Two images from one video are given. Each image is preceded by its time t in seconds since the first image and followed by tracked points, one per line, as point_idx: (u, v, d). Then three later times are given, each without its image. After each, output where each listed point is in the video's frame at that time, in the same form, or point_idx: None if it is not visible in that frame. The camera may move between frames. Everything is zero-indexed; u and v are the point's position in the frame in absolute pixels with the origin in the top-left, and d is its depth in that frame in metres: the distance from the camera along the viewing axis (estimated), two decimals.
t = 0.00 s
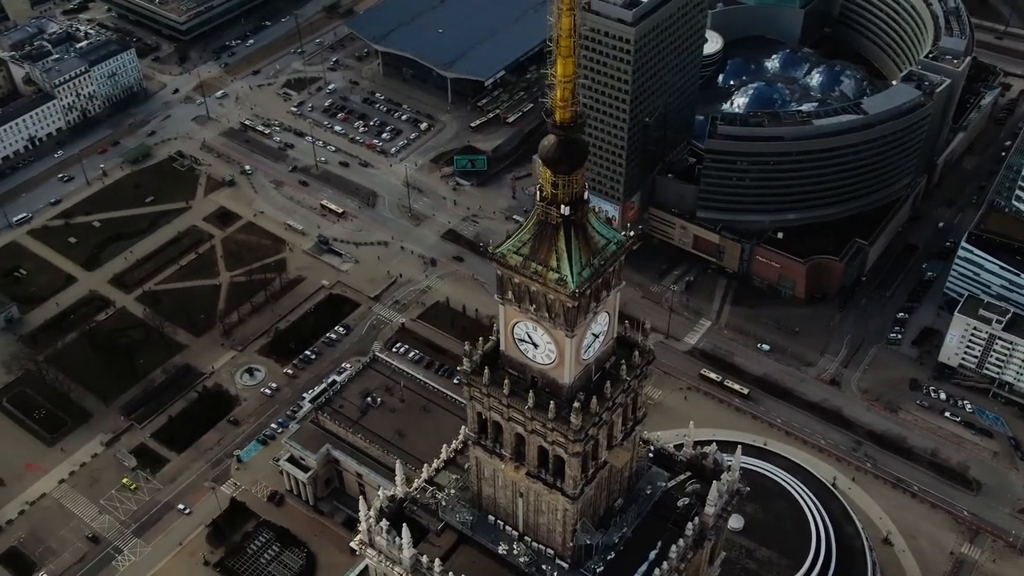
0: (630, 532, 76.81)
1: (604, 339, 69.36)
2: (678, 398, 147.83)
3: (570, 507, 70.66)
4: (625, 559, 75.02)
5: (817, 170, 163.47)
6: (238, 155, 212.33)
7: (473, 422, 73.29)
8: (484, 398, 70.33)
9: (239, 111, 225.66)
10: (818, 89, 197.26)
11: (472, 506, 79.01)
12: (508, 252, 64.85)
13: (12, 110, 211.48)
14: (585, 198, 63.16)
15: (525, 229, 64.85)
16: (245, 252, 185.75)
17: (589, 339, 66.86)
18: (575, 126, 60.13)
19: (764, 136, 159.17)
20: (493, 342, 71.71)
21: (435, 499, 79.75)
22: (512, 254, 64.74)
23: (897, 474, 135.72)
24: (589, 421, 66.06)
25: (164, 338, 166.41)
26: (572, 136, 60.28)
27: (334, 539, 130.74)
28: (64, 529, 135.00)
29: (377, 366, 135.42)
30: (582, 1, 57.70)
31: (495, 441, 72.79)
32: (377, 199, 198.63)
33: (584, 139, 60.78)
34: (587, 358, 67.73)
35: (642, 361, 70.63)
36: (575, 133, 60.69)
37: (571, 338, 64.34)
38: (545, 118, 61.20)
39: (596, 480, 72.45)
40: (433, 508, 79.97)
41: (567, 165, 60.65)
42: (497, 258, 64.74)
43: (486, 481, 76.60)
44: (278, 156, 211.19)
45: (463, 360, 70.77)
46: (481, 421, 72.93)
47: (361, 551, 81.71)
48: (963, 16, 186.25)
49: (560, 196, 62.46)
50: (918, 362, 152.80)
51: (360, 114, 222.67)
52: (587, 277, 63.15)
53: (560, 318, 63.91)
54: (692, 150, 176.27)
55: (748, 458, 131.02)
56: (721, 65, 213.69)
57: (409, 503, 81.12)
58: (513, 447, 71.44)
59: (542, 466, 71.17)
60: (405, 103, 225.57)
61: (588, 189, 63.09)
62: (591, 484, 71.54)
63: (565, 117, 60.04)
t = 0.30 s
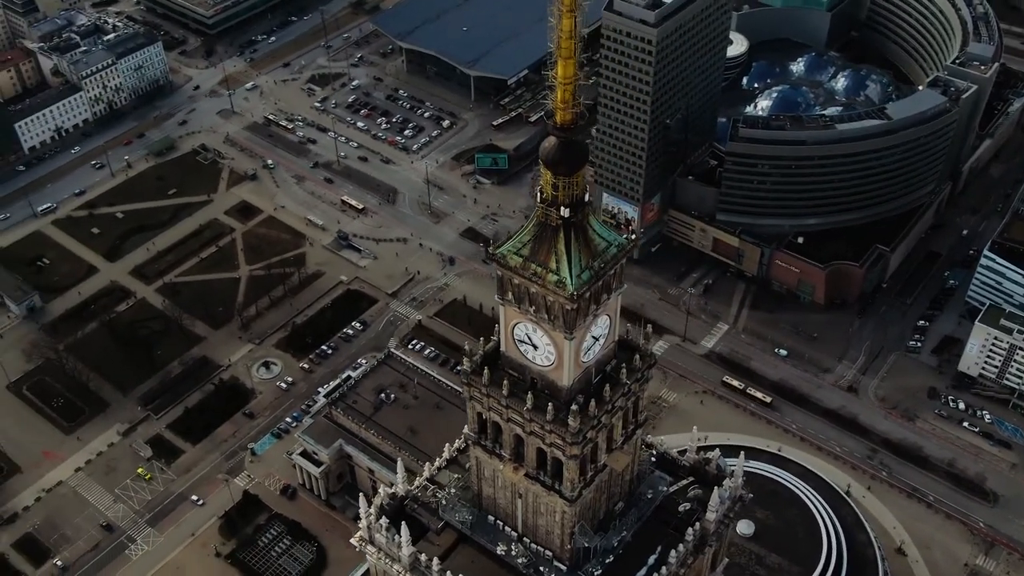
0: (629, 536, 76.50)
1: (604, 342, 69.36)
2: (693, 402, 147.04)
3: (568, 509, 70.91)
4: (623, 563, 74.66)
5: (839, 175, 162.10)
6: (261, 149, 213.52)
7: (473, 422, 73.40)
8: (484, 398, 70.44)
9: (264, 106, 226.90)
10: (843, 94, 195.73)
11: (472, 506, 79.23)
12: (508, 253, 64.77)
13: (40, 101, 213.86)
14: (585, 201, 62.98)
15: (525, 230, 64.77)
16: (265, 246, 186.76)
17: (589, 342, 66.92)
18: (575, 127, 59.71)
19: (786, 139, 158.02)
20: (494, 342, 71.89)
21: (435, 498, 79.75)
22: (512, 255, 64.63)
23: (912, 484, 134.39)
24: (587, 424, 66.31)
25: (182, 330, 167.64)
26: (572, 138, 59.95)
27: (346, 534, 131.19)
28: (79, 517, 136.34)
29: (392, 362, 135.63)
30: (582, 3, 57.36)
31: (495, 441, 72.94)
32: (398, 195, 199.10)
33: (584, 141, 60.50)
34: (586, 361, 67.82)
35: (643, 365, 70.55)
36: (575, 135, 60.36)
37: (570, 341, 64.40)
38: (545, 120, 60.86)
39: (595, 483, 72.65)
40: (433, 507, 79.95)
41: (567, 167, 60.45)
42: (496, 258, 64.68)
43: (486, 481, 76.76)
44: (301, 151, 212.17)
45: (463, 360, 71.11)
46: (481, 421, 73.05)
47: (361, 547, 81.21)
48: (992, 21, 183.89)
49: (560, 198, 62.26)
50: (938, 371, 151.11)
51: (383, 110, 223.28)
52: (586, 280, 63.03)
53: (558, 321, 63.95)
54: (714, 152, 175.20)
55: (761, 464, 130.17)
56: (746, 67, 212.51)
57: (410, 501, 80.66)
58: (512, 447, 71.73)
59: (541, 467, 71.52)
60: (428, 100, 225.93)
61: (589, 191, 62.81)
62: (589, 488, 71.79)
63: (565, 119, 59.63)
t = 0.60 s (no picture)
0: (628, 539, 77.60)
1: (604, 344, 70.37)
2: (707, 405, 146.33)
3: (566, 511, 71.73)
4: (621, 565, 75.74)
5: (859, 179, 160.67)
6: (282, 144, 214.48)
7: (473, 422, 74.32)
8: (483, 398, 71.47)
9: (285, 101, 227.87)
10: (865, 98, 194.08)
11: (472, 505, 80.20)
12: (508, 253, 66.09)
13: (65, 93, 215.88)
14: (585, 202, 64.15)
15: (525, 230, 66.04)
16: (284, 240, 187.65)
17: (589, 344, 68.09)
18: (575, 129, 61.16)
19: (806, 143, 156.80)
20: (495, 342, 72.97)
21: (435, 496, 81.33)
22: (512, 255, 65.98)
23: (926, 492, 133.25)
24: (584, 426, 67.40)
25: (199, 323, 168.77)
26: (572, 139, 61.32)
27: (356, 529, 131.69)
28: (93, 506, 137.57)
29: (405, 359, 135.67)
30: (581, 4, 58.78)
31: (494, 440, 73.91)
32: (416, 192, 199.47)
33: (583, 142, 61.90)
34: (586, 362, 68.95)
35: (643, 367, 71.50)
36: (575, 136, 61.80)
37: (569, 342, 65.57)
38: (545, 121, 62.36)
39: (593, 485, 73.32)
40: (434, 505, 81.07)
41: (566, 169, 61.80)
42: (497, 258, 66.07)
43: (486, 481, 77.57)
44: (321, 147, 212.96)
45: (463, 360, 72.32)
46: (481, 421, 74.05)
47: (361, 543, 82.51)
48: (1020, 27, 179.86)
49: (560, 199, 63.58)
50: (955, 379, 149.58)
51: (403, 107, 223.67)
52: (585, 281, 64.25)
53: (558, 321, 65.11)
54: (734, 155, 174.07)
55: (774, 469, 129.41)
56: (769, 70, 211.28)
57: (410, 499, 82.14)
58: (511, 447, 72.74)
59: (540, 468, 72.29)
60: (449, 98, 226.12)
61: (589, 193, 64.05)
62: (587, 490, 72.61)
63: (565, 120, 61.12)
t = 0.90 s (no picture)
0: (627, 541, 77.37)
1: (605, 345, 70.31)
2: (722, 409, 145.56)
3: (563, 511, 71.75)
4: (619, 567, 75.64)
5: (882, 185, 159.22)
6: (305, 139, 215.58)
7: (473, 420, 74.51)
8: (483, 397, 71.58)
9: (309, 96, 228.96)
10: (891, 103, 192.17)
11: (472, 503, 80.58)
12: (508, 253, 66.27)
13: (92, 85, 218.12)
14: (585, 203, 64.25)
15: (525, 230, 66.11)
16: (304, 235, 188.60)
17: (588, 345, 68.10)
18: (576, 129, 61.40)
19: (829, 147, 155.55)
20: (496, 342, 73.03)
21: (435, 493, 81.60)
22: (512, 255, 66.10)
23: (942, 502, 131.98)
24: (582, 427, 67.33)
25: (218, 315, 170.04)
26: (572, 140, 61.51)
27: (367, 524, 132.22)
28: (108, 494, 138.92)
29: (419, 356, 135.84)
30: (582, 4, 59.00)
31: (493, 439, 74.03)
32: (436, 190, 199.85)
33: (583, 143, 62.07)
34: (585, 364, 68.94)
35: (643, 370, 71.31)
36: (575, 136, 61.97)
37: (567, 343, 65.54)
38: (546, 121, 62.66)
39: (591, 486, 73.29)
40: (434, 502, 81.40)
41: (566, 169, 61.97)
42: (497, 258, 66.21)
43: (486, 480, 78.08)
44: (343, 143, 213.78)
45: (464, 358, 72.38)
46: (481, 420, 74.20)
47: (360, 539, 82.84)
48: None
49: (560, 199, 63.70)
50: (974, 388, 147.87)
51: (426, 105, 224.14)
52: (584, 282, 64.15)
53: (556, 322, 65.10)
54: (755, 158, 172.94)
55: (787, 474, 128.58)
56: (794, 73, 209.90)
57: (411, 495, 82.52)
58: (510, 447, 72.81)
59: (538, 468, 72.24)
60: (471, 96, 226.31)
61: (589, 193, 64.13)
62: (585, 491, 72.57)
63: (565, 120, 61.46)
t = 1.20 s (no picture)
0: (626, 543, 77.43)
1: (604, 345, 70.15)
2: (736, 413, 144.79)
3: (560, 511, 71.71)
4: (617, 568, 75.79)
5: (902, 190, 157.83)
6: (325, 135, 216.47)
7: (474, 418, 74.64)
8: (482, 395, 71.83)
9: (331, 92, 229.82)
10: (914, 107, 190.31)
11: (472, 501, 80.88)
12: (508, 252, 66.29)
13: (116, 77, 220.02)
14: (585, 203, 64.11)
15: (525, 229, 66.06)
16: (321, 230, 189.39)
17: (587, 345, 67.93)
18: (575, 129, 61.25)
19: (848, 151, 154.30)
20: (496, 340, 73.04)
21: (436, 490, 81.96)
22: (512, 254, 66.11)
23: (955, 511, 130.83)
24: (579, 427, 67.28)
25: (235, 308, 171.11)
26: (571, 140, 61.37)
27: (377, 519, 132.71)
28: (122, 483, 140.15)
29: (433, 353, 135.94)
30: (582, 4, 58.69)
31: (493, 438, 74.19)
32: (455, 187, 200.14)
33: (583, 142, 61.85)
34: (583, 364, 68.78)
35: (642, 371, 71.19)
36: (575, 136, 61.78)
37: (565, 343, 65.45)
38: (546, 121, 62.47)
39: (590, 487, 73.20)
40: (434, 499, 81.78)
41: (565, 169, 61.89)
42: (497, 257, 66.23)
43: (485, 478, 78.22)
44: (363, 139, 214.45)
45: (464, 355, 72.52)
46: (481, 418, 74.31)
47: (361, 534, 83.57)
48: None
49: (559, 199, 63.58)
50: (991, 397, 146.41)
51: (447, 102, 224.46)
52: (583, 282, 64.04)
53: (554, 322, 64.97)
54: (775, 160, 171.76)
55: (799, 480, 127.76)
56: (816, 76, 208.44)
57: (412, 492, 82.92)
58: (508, 446, 72.78)
59: (537, 467, 72.18)
60: (492, 94, 226.32)
61: (589, 193, 64.01)
62: (583, 491, 72.45)
63: (565, 120, 61.27)
